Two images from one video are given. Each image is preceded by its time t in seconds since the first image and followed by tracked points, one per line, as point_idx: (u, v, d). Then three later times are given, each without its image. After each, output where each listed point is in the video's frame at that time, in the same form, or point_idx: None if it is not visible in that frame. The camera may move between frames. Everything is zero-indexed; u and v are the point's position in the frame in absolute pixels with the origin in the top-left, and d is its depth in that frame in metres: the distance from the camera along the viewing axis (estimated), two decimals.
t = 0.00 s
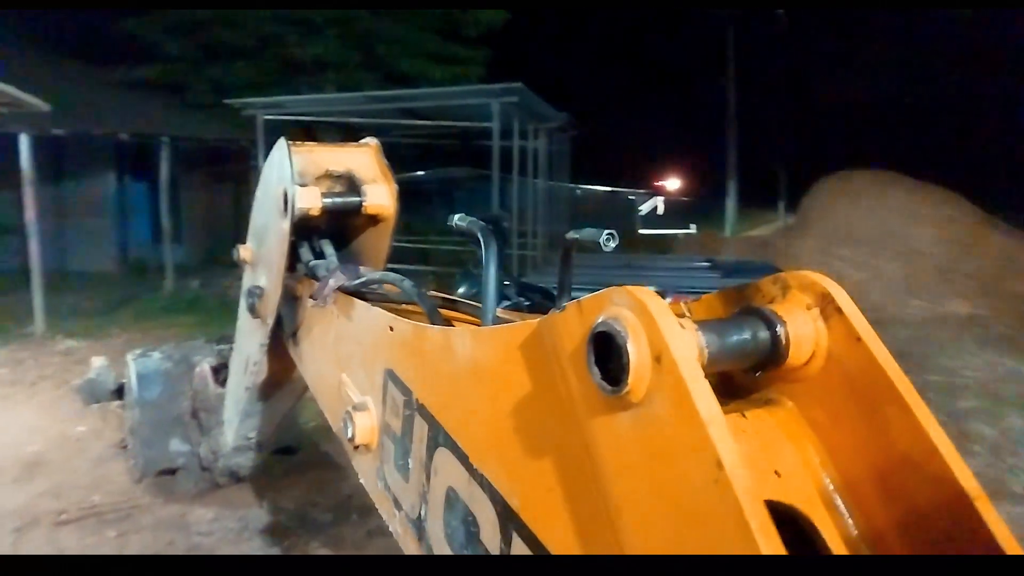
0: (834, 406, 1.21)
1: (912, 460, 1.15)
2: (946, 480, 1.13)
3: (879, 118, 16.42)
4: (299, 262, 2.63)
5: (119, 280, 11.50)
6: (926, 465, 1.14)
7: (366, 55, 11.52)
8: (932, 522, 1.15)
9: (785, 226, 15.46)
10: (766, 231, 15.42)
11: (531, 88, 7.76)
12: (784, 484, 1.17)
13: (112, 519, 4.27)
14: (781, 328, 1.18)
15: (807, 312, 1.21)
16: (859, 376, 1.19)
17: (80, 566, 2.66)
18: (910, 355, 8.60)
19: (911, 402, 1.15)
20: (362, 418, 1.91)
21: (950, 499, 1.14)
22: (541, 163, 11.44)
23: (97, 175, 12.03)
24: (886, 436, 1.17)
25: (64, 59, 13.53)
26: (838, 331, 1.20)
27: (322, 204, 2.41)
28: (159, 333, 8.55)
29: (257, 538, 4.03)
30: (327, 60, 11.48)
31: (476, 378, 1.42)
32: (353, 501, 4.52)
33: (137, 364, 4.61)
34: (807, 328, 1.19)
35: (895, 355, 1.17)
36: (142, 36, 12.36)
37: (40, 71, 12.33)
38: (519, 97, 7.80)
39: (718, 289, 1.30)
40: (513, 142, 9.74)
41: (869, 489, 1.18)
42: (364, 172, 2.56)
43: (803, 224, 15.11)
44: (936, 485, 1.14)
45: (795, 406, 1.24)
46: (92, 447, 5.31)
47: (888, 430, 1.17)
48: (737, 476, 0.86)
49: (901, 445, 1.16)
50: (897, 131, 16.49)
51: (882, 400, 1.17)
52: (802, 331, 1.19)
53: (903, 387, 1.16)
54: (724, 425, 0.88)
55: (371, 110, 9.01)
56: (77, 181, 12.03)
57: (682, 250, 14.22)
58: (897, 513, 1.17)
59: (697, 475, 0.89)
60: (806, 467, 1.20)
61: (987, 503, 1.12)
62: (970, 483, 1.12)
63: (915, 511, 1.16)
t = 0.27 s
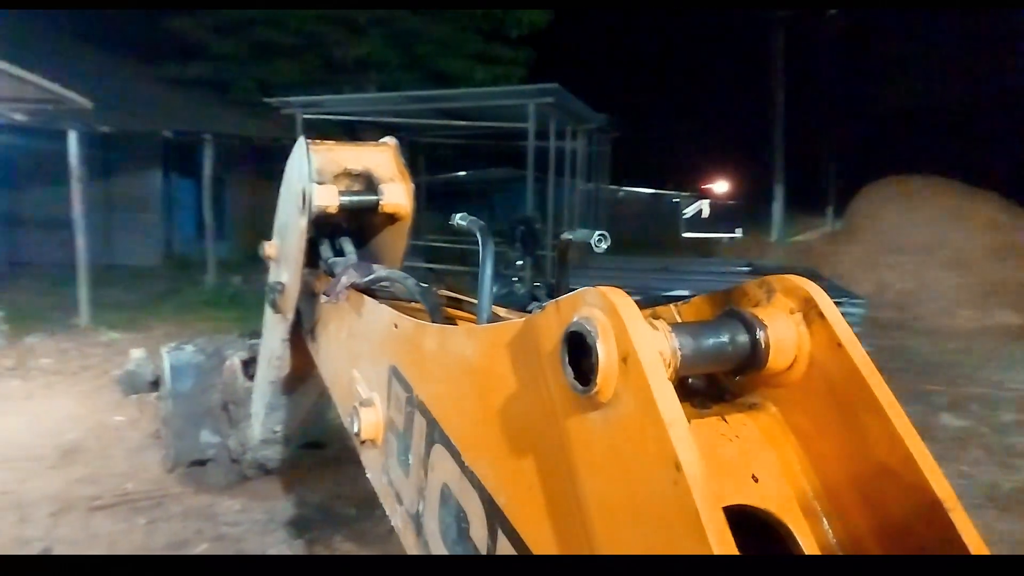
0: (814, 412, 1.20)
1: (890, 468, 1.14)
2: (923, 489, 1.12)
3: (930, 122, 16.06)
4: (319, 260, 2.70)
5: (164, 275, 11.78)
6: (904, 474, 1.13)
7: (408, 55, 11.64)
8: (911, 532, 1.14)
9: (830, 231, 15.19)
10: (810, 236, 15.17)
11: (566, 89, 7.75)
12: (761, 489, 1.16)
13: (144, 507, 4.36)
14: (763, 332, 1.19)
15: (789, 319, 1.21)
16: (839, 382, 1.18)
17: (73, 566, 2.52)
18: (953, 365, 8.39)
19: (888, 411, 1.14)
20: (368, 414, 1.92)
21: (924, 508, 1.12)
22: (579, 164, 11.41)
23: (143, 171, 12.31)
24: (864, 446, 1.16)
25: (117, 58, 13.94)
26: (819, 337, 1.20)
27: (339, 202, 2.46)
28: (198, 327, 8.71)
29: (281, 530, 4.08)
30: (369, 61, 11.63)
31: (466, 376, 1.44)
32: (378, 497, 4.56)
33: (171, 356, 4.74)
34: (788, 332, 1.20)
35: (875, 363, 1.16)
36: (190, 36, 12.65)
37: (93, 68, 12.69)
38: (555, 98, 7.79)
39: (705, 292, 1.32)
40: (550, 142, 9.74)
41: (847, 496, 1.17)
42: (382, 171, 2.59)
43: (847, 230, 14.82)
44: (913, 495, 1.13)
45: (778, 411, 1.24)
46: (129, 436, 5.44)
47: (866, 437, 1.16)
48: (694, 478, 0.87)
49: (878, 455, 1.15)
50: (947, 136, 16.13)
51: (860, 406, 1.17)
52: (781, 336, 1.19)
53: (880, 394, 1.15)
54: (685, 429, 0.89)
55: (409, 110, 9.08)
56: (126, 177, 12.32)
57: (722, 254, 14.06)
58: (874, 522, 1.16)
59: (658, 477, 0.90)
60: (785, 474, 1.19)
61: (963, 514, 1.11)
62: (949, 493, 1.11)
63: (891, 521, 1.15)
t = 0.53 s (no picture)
0: (816, 409, 1.19)
1: (891, 468, 1.13)
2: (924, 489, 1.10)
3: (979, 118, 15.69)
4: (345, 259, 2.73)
5: (207, 274, 12.02)
6: (905, 474, 1.11)
7: (447, 55, 11.72)
8: (913, 532, 1.12)
9: (874, 228, 14.90)
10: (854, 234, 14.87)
11: (602, 85, 7.71)
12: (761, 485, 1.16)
13: (181, 501, 4.44)
14: (762, 329, 1.18)
15: (792, 316, 1.20)
16: (840, 379, 1.16)
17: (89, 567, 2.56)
18: (1000, 364, 8.18)
19: (890, 409, 1.13)
20: (386, 410, 1.94)
21: (924, 507, 1.10)
22: (616, 162, 11.35)
23: (187, 172, 12.57)
24: (864, 443, 1.15)
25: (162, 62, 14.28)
26: (820, 333, 1.19)
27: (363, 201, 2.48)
28: (239, 325, 8.85)
29: (314, 525, 4.13)
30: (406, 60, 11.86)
31: (475, 373, 1.46)
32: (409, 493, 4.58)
33: (208, 354, 5.08)
34: (790, 328, 1.19)
35: (876, 360, 1.14)
36: (233, 39, 12.90)
37: (139, 72, 13.01)
38: (590, 95, 7.76)
39: (710, 288, 1.32)
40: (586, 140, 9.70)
41: (849, 495, 1.16)
42: (405, 169, 2.61)
43: (892, 227, 14.50)
44: (915, 494, 1.11)
45: (781, 409, 1.22)
46: (169, 432, 5.56)
47: (867, 435, 1.15)
48: (682, 476, 0.87)
49: (877, 452, 1.13)
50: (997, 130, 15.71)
51: (860, 404, 1.15)
52: (783, 333, 1.18)
53: (882, 392, 1.13)
54: (674, 425, 0.90)
55: (445, 109, 9.14)
56: (171, 178, 12.58)
57: (762, 253, 13.89)
58: (876, 521, 1.14)
59: (650, 474, 0.91)
60: (787, 471, 1.18)
61: (964, 515, 1.09)
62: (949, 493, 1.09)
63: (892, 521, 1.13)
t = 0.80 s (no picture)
0: (809, 396, 1.20)
1: (881, 452, 1.14)
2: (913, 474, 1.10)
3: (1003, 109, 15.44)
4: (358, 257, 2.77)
5: (227, 275, 12.14)
6: (894, 458, 1.12)
7: (463, 54, 11.72)
8: (902, 515, 1.13)
9: (895, 221, 14.74)
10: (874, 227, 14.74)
11: (616, 82, 7.68)
12: (756, 470, 1.17)
13: (200, 498, 4.51)
14: (755, 317, 1.19)
15: (784, 303, 1.21)
16: (831, 365, 1.17)
17: (97, 568, 2.63)
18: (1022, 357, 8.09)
19: (880, 395, 1.14)
20: (395, 404, 1.96)
21: (913, 491, 1.11)
22: (633, 158, 11.31)
23: (205, 175, 12.68)
24: (857, 431, 1.16)
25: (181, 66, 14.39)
26: (811, 320, 1.20)
27: (372, 199, 2.51)
28: (257, 325, 8.94)
29: (331, 521, 4.17)
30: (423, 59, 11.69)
31: (477, 366, 1.48)
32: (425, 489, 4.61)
33: (226, 353, 4.85)
34: (783, 317, 1.20)
35: (867, 346, 1.15)
36: (250, 42, 12.97)
37: (158, 76, 13.11)
38: (605, 91, 7.72)
39: (706, 278, 1.33)
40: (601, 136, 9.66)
41: (842, 479, 1.17)
42: (414, 167, 2.63)
43: (913, 221, 14.35)
44: (904, 479, 1.12)
45: (776, 397, 1.23)
46: (189, 431, 5.64)
47: (858, 421, 1.16)
48: (668, 461, 0.89)
49: (868, 438, 1.14)
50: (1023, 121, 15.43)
51: (852, 390, 1.16)
52: (776, 320, 1.19)
53: (872, 377, 1.14)
54: (661, 410, 0.92)
55: (460, 108, 9.15)
56: (191, 181, 12.72)
57: (781, 248, 13.81)
58: (867, 506, 1.16)
59: (638, 459, 0.93)
60: (780, 457, 1.20)
61: (953, 499, 1.09)
62: (938, 477, 1.10)
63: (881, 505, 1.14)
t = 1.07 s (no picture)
0: (789, 392, 1.23)
1: (855, 448, 1.17)
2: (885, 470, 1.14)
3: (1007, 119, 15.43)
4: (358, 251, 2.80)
5: (228, 269, 12.18)
6: (867, 452, 1.16)
7: (469, 53, 11.73)
8: (874, 510, 1.16)
9: (896, 229, 14.77)
10: (875, 234, 14.76)
11: (620, 84, 7.69)
12: (734, 464, 1.21)
13: (196, 489, 4.55)
14: (736, 313, 1.23)
15: (764, 301, 1.25)
16: (809, 362, 1.21)
17: (85, 567, 2.67)
18: (1017, 366, 8.12)
19: (855, 390, 1.17)
20: (390, 396, 2.00)
21: (885, 485, 1.14)
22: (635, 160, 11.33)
23: (208, 168, 12.71)
24: (832, 426, 1.19)
25: (188, 58, 14.42)
26: (792, 317, 1.23)
27: (373, 194, 2.54)
28: (257, 319, 8.99)
29: (326, 513, 4.21)
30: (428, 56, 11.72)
31: (469, 359, 1.52)
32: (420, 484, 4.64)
33: (226, 345, 4.86)
34: (763, 314, 1.24)
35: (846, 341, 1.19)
36: (257, 36, 12.98)
37: (163, 68, 13.13)
38: (609, 92, 7.74)
39: (692, 276, 1.37)
40: (604, 138, 9.68)
41: (818, 473, 1.21)
42: (416, 163, 2.67)
43: (914, 228, 14.37)
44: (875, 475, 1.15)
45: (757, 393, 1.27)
46: (186, 422, 5.68)
47: (834, 418, 1.19)
48: (645, 449, 0.93)
49: (843, 434, 1.18)
50: None
51: (828, 386, 1.19)
52: (757, 318, 1.23)
53: (849, 375, 1.18)
54: (641, 399, 0.95)
55: (465, 106, 9.18)
56: (194, 173, 12.76)
57: (781, 253, 13.83)
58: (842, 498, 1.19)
59: (618, 448, 0.96)
60: (759, 452, 1.24)
61: (923, 493, 1.13)
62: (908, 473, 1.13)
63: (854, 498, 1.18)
